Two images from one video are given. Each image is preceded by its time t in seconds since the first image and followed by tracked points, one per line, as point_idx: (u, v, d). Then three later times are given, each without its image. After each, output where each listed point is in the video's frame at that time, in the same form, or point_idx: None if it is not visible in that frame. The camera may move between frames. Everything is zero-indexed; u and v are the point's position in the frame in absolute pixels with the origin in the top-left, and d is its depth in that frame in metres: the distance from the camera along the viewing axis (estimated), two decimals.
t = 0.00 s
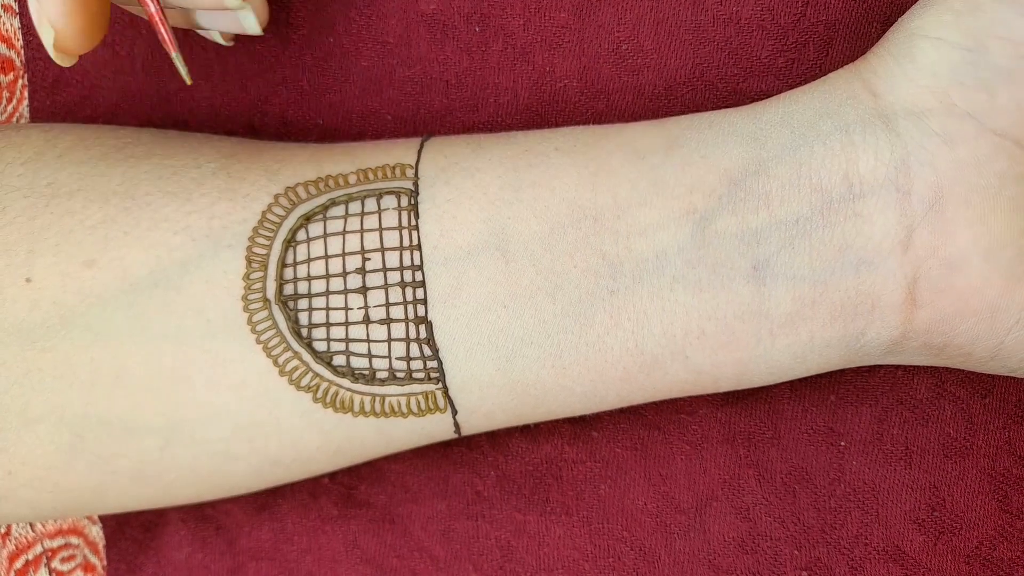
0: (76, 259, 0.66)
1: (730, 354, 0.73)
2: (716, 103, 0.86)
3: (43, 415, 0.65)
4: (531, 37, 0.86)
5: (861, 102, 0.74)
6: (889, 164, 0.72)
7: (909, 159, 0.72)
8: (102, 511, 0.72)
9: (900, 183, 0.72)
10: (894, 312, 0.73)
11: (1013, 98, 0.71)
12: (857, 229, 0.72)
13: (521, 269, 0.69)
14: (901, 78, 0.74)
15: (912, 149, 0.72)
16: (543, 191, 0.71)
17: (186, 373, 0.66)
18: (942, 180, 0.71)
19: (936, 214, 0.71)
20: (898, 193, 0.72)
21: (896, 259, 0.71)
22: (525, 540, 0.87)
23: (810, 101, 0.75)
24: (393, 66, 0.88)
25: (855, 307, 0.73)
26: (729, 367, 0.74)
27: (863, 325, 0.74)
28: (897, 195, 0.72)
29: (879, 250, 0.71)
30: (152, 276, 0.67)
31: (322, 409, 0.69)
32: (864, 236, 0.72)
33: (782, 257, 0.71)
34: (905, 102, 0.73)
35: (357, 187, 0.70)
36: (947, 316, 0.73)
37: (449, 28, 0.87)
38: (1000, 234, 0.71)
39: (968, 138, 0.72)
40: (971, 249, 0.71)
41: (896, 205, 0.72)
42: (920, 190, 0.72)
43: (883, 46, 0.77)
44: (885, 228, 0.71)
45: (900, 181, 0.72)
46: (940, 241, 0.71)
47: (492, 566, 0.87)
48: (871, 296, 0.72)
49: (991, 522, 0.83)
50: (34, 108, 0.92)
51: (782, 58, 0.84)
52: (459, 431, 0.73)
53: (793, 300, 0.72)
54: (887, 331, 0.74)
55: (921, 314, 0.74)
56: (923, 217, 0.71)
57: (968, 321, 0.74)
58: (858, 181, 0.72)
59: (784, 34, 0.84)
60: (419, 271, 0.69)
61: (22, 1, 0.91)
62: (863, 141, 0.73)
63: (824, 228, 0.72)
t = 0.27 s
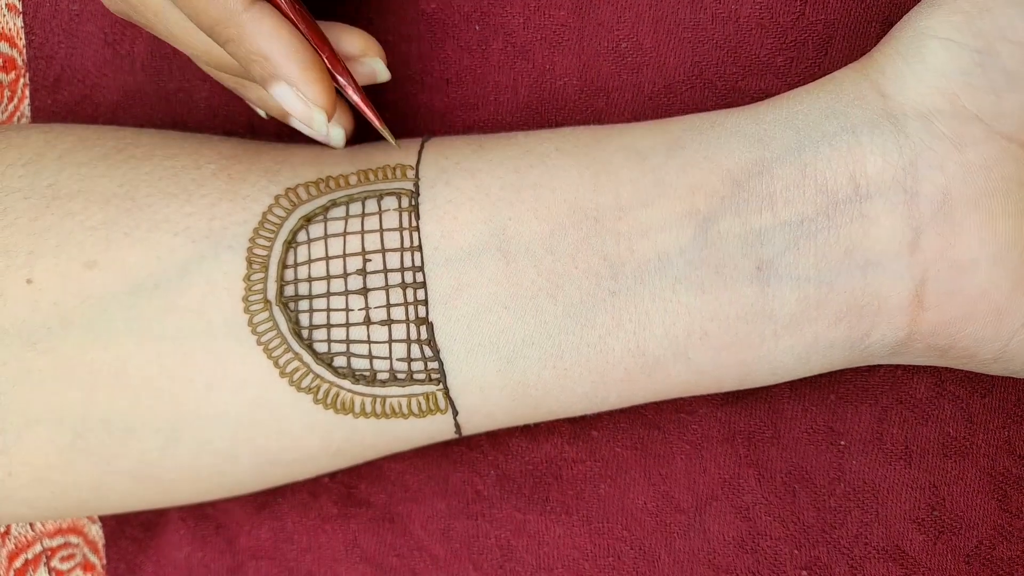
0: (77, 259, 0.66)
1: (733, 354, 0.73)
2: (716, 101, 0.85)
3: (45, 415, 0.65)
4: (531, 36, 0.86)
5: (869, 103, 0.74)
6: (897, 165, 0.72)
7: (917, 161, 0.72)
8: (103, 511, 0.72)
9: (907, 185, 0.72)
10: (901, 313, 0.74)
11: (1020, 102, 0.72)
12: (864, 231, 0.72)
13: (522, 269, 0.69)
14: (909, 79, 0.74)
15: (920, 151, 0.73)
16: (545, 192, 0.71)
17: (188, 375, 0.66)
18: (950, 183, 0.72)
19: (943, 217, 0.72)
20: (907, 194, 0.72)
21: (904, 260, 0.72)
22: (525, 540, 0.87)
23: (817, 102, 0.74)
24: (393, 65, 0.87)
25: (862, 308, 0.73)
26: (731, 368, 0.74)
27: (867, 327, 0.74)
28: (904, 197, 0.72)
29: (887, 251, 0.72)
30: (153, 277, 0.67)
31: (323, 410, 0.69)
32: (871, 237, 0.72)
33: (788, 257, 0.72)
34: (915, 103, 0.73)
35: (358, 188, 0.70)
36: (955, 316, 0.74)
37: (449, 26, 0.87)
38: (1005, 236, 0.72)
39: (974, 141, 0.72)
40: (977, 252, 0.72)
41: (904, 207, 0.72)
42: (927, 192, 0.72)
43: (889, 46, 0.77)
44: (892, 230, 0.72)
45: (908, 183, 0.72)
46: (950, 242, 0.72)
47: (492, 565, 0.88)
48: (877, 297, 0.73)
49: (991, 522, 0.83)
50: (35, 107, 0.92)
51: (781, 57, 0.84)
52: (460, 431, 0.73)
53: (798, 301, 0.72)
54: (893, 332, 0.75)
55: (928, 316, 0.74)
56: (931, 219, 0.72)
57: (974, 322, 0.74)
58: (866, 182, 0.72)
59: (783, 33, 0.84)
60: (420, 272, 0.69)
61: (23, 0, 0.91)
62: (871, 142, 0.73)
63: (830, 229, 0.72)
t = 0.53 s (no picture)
0: (78, 260, 0.66)
1: (735, 356, 0.73)
2: (716, 101, 0.85)
3: (46, 416, 0.65)
4: (531, 37, 0.86)
5: (871, 104, 0.74)
6: (900, 167, 0.72)
7: (920, 163, 0.73)
8: (103, 512, 0.72)
9: (910, 187, 0.72)
10: (903, 315, 0.74)
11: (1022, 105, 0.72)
12: (866, 232, 0.72)
13: (524, 271, 0.69)
14: (912, 80, 0.74)
15: (923, 153, 0.73)
16: (547, 193, 0.71)
17: (190, 376, 0.66)
18: (952, 185, 0.72)
19: (946, 219, 0.72)
20: (909, 196, 0.72)
21: (906, 262, 0.72)
22: (525, 540, 0.87)
23: (820, 103, 0.74)
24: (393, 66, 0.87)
25: (864, 310, 0.73)
26: (733, 369, 0.74)
27: (868, 328, 0.74)
28: (907, 200, 0.72)
29: (890, 252, 0.72)
30: (154, 278, 0.67)
31: (324, 412, 0.69)
32: (873, 239, 0.72)
33: (790, 259, 0.72)
34: (917, 105, 0.73)
35: (359, 190, 0.70)
36: (957, 318, 0.74)
37: (450, 28, 0.87)
38: (1007, 238, 0.72)
39: (977, 143, 0.72)
40: (978, 253, 0.72)
41: (907, 209, 0.72)
42: (930, 194, 0.72)
43: (891, 47, 0.77)
44: (894, 231, 0.72)
45: (910, 185, 0.72)
46: (953, 244, 0.72)
47: (492, 565, 0.88)
48: (880, 299, 0.73)
49: (991, 522, 0.83)
50: (35, 107, 0.92)
51: (782, 58, 0.84)
52: (461, 433, 0.73)
53: (800, 303, 0.72)
54: (895, 334, 0.75)
55: (931, 318, 0.74)
56: (934, 221, 0.72)
57: (977, 323, 0.74)
58: (868, 184, 0.72)
59: (783, 34, 0.84)
60: (421, 274, 0.69)
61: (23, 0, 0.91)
62: (874, 144, 0.73)
63: (832, 231, 0.72)
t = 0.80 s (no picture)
0: (77, 260, 0.66)
1: (734, 354, 0.73)
2: (716, 101, 0.85)
3: (46, 416, 0.65)
4: (530, 36, 0.86)
5: (871, 103, 0.74)
6: (901, 166, 0.72)
7: (920, 161, 0.72)
8: (102, 513, 0.72)
9: (910, 185, 0.72)
10: (903, 313, 0.74)
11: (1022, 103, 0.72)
12: (866, 230, 0.72)
13: (523, 270, 0.69)
14: (912, 79, 0.74)
15: (923, 151, 0.73)
16: (546, 192, 0.70)
17: (189, 376, 0.66)
18: (952, 183, 0.72)
19: (946, 217, 0.72)
20: (909, 194, 0.72)
21: (906, 260, 0.72)
22: (525, 539, 0.87)
23: (820, 102, 0.74)
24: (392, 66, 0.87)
25: (864, 308, 0.73)
26: (733, 368, 0.74)
27: (868, 327, 0.74)
28: (907, 198, 0.72)
29: (890, 251, 0.72)
30: (154, 278, 0.67)
31: (323, 411, 0.69)
32: (873, 237, 0.72)
33: (790, 258, 0.72)
34: (917, 103, 0.73)
35: (358, 189, 0.70)
36: (958, 316, 0.74)
37: (449, 27, 0.87)
38: (1007, 236, 0.72)
39: (977, 140, 0.72)
40: (978, 250, 0.72)
41: (907, 207, 0.72)
42: (930, 192, 0.72)
43: (891, 46, 0.77)
44: (893, 230, 0.72)
45: (909, 184, 0.72)
46: (954, 242, 0.72)
47: (492, 565, 0.88)
48: (880, 298, 0.73)
49: (990, 522, 0.83)
50: (35, 107, 0.92)
51: (782, 57, 0.84)
52: (461, 432, 0.73)
53: (800, 301, 0.72)
54: (895, 332, 0.75)
55: (931, 316, 0.74)
56: (934, 220, 0.72)
57: (977, 322, 0.74)
58: (868, 183, 0.72)
59: (783, 33, 0.84)
60: (420, 273, 0.69)
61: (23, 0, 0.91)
62: (873, 142, 0.73)
63: (832, 230, 0.72)
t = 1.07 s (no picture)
0: (77, 260, 0.66)
1: (735, 354, 0.73)
2: (716, 100, 0.85)
3: (46, 416, 0.65)
4: (530, 35, 0.86)
5: (872, 102, 0.74)
6: (902, 165, 0.72)
7: (920, 160, 0.72)
8: (103, 512, 0.72)
9: (911, 184, 0.72)
10: (904, 312, 0.74)
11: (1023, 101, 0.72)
12: (867, 229, 0.72)
13: (523, 270, 0.69)
14: (913, 78, 0.74)
15: (924, 150, 0.73)
16: (547, 191, 0.70)
17: (189, 375, 0.66)
18: (953, 182, 0.72)
19: (947, 216, 0.72)
20: (910, 193, 0.72)
21: (907, 259, 0.72)
22: (525, 539, 0.87)
23: (820, 101, 0.74)
24: (391, 65, 0.87)
25: (865, 307, 0.73)
26: (733, 367, 0.74)
27: (868, 326, 0.74)
28: (908, 197, 0.72)
29: (891, 250, 0.72)
30: (154, 278, 0.67)
31: (324, 411, 0.69)
32: (874, 236, 0.72)
33: (791, 257, 0.72)
34: (918, 102, 0.73)
35: (358, 188, 0.70)
36: (959, 315, 0.74)
37: (448, 26, 0.86)
38: (1008, 235, 0.72)
39: (978, 139, 0.72)
40: (978, 249, 0.72)
41: (908, 206, 0.72)
42: (931, 190, 0.72)
43: (892, 45, 0.77)
44: (894, 229, 0.72)
45: (910, 183, 0.72)
46: (955, 241, 0.72)
47: (492, 565, 0.88)
48: (881, 297, 0.73)
49: (990, 521, 0.83)
50: (35, 107, 0.92)
51: (782, 56, 0.84)
52: (461, 431, 0.73)
53: (801, 301, 0.72)
54: (896, 331, 0.75)
55: (932, 315, 0.74)
56: (935, 219, 0.72)
57: (978, 321, 0.74)
58: (869, 182, 0.72)
59: (783, 32, 0.84)
60: (421, 273, 0.69)
61: None
62: (874, 141, 0.73)
63: (833, 229, 0.72)
